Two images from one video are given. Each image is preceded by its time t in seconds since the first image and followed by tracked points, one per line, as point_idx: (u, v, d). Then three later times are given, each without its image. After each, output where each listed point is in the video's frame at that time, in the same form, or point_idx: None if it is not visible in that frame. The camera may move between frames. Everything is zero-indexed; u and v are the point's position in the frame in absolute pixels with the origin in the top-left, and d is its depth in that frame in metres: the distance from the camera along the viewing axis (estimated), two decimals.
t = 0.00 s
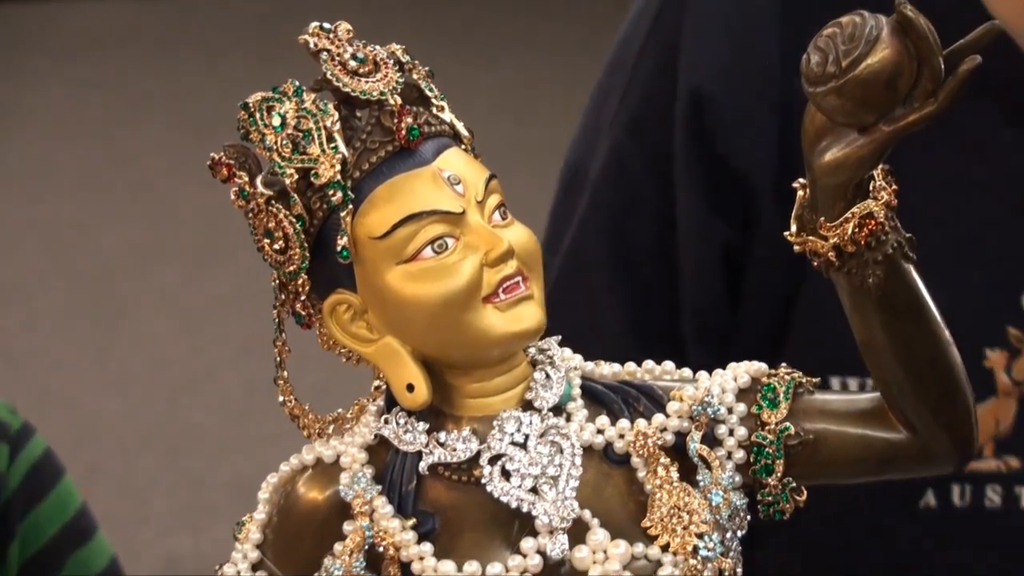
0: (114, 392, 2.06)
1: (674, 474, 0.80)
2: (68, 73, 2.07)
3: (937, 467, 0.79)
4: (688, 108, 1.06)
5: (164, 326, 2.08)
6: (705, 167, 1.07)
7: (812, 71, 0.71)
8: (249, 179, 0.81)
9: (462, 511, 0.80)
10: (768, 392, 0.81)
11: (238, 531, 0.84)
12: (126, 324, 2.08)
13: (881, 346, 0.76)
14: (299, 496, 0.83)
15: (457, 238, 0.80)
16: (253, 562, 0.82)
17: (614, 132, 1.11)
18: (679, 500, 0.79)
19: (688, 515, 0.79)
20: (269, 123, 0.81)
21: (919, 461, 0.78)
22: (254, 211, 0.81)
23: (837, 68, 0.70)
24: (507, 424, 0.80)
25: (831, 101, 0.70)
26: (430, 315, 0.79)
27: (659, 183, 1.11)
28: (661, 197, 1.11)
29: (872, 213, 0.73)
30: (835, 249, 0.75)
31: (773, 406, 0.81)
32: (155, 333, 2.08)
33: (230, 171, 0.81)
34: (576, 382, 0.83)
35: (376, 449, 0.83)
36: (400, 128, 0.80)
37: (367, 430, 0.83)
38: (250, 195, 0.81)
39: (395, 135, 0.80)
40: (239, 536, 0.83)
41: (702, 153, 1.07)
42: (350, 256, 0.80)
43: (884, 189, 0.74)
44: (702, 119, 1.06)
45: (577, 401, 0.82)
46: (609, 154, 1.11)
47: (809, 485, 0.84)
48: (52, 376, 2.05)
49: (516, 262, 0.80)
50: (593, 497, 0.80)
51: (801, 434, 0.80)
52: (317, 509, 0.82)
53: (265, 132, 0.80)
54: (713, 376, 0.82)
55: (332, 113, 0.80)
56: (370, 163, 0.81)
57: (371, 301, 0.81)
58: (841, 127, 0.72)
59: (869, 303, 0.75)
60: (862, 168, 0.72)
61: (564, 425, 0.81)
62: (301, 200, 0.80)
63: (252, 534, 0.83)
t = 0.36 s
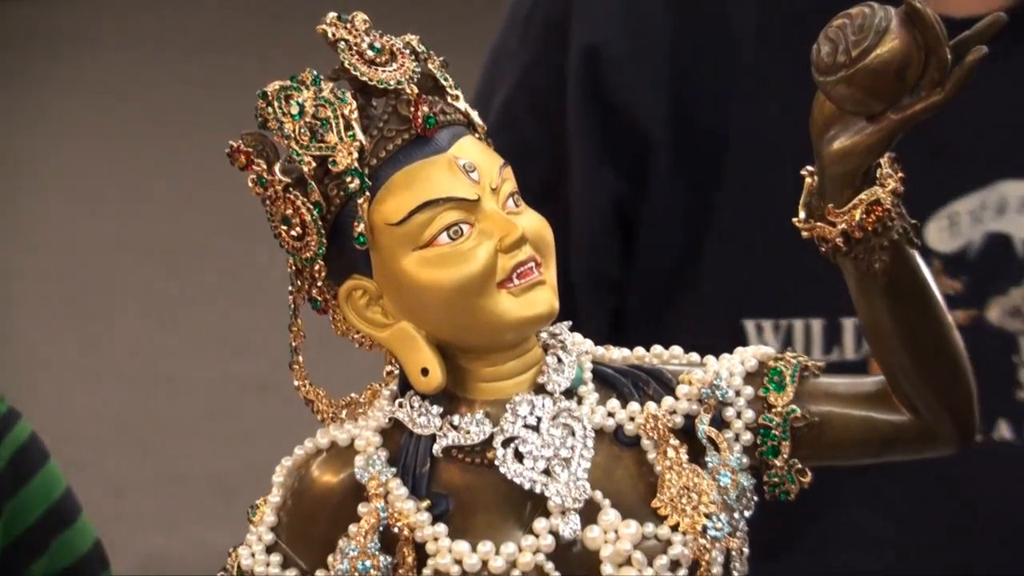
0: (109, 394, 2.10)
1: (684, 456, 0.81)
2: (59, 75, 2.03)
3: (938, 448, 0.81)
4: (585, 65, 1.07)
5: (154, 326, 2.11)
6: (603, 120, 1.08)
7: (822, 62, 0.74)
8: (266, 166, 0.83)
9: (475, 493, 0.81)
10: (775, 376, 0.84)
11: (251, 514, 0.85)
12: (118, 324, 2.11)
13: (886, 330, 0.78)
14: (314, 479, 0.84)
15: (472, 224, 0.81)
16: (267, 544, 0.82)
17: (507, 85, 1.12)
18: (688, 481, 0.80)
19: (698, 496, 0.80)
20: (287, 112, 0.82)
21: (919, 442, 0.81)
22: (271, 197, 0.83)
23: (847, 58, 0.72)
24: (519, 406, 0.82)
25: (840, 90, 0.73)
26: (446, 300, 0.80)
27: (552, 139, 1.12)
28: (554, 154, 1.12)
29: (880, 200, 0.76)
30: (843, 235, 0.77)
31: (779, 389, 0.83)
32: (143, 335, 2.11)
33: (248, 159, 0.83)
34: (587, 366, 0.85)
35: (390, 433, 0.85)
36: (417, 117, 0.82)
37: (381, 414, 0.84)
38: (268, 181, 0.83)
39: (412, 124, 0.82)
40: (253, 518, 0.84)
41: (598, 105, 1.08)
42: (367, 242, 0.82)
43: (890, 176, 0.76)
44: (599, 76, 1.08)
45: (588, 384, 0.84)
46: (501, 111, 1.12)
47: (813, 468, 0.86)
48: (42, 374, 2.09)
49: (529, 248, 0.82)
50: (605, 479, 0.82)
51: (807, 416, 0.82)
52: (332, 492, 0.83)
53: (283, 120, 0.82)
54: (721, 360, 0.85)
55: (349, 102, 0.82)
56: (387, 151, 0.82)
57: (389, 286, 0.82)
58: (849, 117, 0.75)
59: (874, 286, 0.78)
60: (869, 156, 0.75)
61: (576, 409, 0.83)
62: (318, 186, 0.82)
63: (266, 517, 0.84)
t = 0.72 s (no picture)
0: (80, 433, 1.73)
1: (670, 412, 0.84)
2: None
3: (911, 400, 0.85)
4: (510, 62, 1.11)
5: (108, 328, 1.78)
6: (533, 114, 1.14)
7: (802, 27, 0.76)
8: (260, 137, 0.84)
9: (469, 451, 0.84)
10: (756, 333, 0.86)
11: (248, 475, 0.87)
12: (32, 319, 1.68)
13: (863, 286, 0.82)
14: (309, 442, 0.86)
15: (462, 190, 0.84)
16: (264, 505, 0.85)
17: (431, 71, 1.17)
18: (675, 436, 0.84)
19: (686, 450, 0.83)
20: (279, 83, 0.83)
21: (896, 394, 0.85)
22: (264, 167, 0.85)
23: (827, 24, 0.75)
24: (510, 366, 0.84)
25: (820, 55, 0.76)
26: (438, 263, 0.82)
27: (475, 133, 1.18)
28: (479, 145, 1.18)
29: (858, 161, 0.79)
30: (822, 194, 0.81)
31: (760, 346, 0.86)
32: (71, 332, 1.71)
33: (241, 129, 0.84)
34: (574, 327, 0.88)
35: (383, 394, 0.87)
36: (406, 86, 0.84)
37: (374, 377, 0.86)
38: (262, 151, 0.84)
39: (401, 93, 0.84)
40: (249, 480, 0.86)
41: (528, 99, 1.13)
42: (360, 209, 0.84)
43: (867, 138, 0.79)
44: (523, 70, 1.13)
45: (576, 344, 0.87)
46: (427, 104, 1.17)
47: (791, 422, 0.90)
48: None
49: (518, 212, 0.84)
50: (594, 435, 0.84)
51: (787, 372, 0.86)
52: (326, 454, 0.85)
53: (276, 91, 0.83)
54: (703, 319, 0.88)
55: (341, 73, 0.84)
56: (378, 120, 0.84)
57: (382, 252, 0.84)
58: (827, 81, 0.78)
59: (852, 243, 0.81)
60: (845, 118, 0.78)
61: (565, 368, 0.85)
62: (311, 155, 0.84)
63: (262, 478, 0.86)
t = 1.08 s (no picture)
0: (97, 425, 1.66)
1: (674, 340, 0.86)
2: None
3: (908, 328, 0.87)
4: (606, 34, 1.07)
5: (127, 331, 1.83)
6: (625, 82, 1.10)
7: None
8: (270, 71, 0.85)
9: (476, 378, 0.85)
10: (757, 264, 0.88)
11: (257, 405, 0.89)
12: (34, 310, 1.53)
13: (862, 215, 0.84)
14: (317, 372, 0.87)
15: (469, 122, 0.84)
16: (274, 433, 0.87)
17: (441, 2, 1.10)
18: (679, 363, 0.85)
19: (691, 377, 0.85)
20: (288, 18, 0.84)
21: (895, 321, 0.86)
22: (274, 101, 0.85)
23: None
24: (517, 296, 0.85)
25: None
26: (446, 194, 0.83)
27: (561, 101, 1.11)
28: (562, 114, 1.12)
29: (861, 91, 0.80)
30: (825, 124, 0.82)
31: (761, 276, 0.88)
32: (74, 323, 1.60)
33: (251, 64, 0.85)
34: (578, 258, 0.89)
35: (390, 325, 0.88)
36: (413, 21, 0.84)
37: (382, 307, 0.87)
38: (271, 86, 0.85)
39: (408, 27, 0.85)
40: (258, 410, 0.88)
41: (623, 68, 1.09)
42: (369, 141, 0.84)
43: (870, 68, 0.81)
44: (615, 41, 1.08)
45: (581, 275, 0.88)
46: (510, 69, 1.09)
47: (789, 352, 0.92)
48: None
49: (524, 144, 0.85)
50: (598, 363, 0.86)
51: (788, 302, 0.87)
52: (335, 384, 0.86)
53: (286, 26, 0.84)
54: (705, 250, 0.89)
55: (349, 6, 0.83)
56: (387, 54, 0.85)
57: (390, 183, 0.85)
58: (830, 11, 0.79)
59: (853, 171, 0.83)
60: (849, 50, 0.79)
61: (570, 297, 0.86)
62: (321, 89, 0.84)
63: (271, 408, 0.88)
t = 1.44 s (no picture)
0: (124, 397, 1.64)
1: (723, 333, 0.87)
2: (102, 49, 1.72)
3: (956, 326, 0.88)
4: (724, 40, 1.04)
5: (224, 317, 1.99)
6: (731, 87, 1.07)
7: None
8: (333, 58, 0.86)
9: (528, 365, 0.86)
10: (806, 260, 0.89)
11: (311, 385, 0.91)
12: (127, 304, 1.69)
13: (912, 214, 0.85)
14: (371, 355, 0.89)
15: (527, 112, 0.86)
16: (328, 414, 0.89)
17: None
18: (728, 355, 0.87)
19: (739, 369, 0.86)
20: (351, 6, 0.85)
21: (942, 319, 0.87)
22: (336, 87, 0.86)
23: None
24: (569, 285, 0.87)
25: None
26: (503, 183, 0.85)
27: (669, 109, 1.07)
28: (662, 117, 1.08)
29: (913, 93, 0.81)
30: (877, 123, 0.83)
31: (810, 272, 0.89)
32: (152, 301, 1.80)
33: (316, 49, 0.86)
34: (631, 249, 0.90)
35: (444, 309, 0.89)
36: (475, 11, 0.86)
37: (436, 292, 0.89)
38: (335, 72, 0.86)
39: (470, 18, 0.86)
40: (313, 390, 0.90)
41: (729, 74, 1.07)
42: (429, 128, 0.86)
43: (923, 70, 0.81)
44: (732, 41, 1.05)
45: (633, 265, 0.89)
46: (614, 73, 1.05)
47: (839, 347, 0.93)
48: None
49: (580, 135, 0.87)
50: (648, 353, 0.87)
51: (836, 298, 0.89)
52: (388, 367, 0.88)
53: (349, 14, 0.85)
54: (755, 244, 0.90)
55: None
56: (448, 44, 0.86)
57: (448, 171, 0.86)
58: (884, 12, 0.80)
59: (902, 170, 0.84)
60: (903, 50, 0.80)
61: (622, 287, 0.88)
62: (383, 76, 0.86)
63: (326, 388, 0.89)
